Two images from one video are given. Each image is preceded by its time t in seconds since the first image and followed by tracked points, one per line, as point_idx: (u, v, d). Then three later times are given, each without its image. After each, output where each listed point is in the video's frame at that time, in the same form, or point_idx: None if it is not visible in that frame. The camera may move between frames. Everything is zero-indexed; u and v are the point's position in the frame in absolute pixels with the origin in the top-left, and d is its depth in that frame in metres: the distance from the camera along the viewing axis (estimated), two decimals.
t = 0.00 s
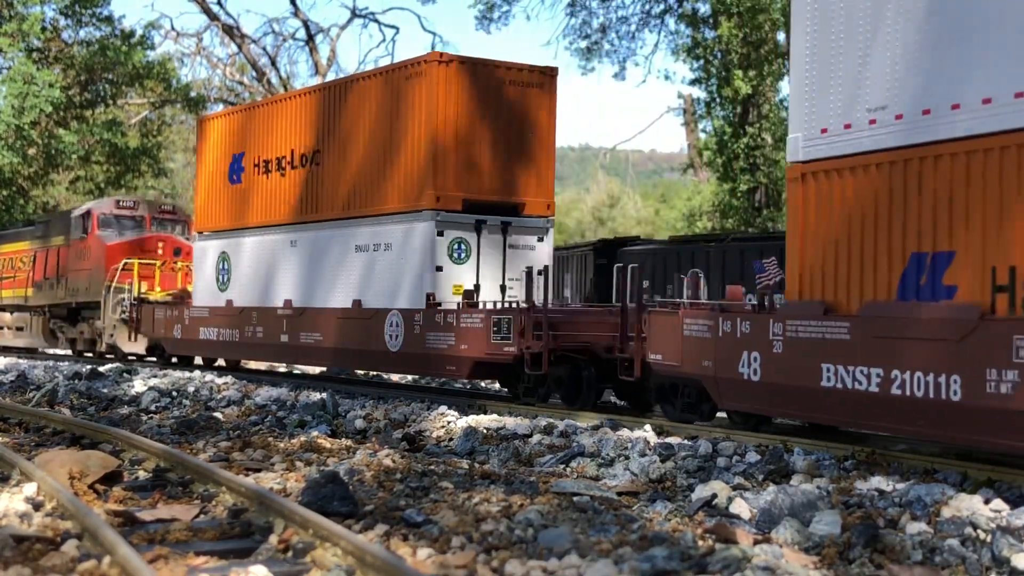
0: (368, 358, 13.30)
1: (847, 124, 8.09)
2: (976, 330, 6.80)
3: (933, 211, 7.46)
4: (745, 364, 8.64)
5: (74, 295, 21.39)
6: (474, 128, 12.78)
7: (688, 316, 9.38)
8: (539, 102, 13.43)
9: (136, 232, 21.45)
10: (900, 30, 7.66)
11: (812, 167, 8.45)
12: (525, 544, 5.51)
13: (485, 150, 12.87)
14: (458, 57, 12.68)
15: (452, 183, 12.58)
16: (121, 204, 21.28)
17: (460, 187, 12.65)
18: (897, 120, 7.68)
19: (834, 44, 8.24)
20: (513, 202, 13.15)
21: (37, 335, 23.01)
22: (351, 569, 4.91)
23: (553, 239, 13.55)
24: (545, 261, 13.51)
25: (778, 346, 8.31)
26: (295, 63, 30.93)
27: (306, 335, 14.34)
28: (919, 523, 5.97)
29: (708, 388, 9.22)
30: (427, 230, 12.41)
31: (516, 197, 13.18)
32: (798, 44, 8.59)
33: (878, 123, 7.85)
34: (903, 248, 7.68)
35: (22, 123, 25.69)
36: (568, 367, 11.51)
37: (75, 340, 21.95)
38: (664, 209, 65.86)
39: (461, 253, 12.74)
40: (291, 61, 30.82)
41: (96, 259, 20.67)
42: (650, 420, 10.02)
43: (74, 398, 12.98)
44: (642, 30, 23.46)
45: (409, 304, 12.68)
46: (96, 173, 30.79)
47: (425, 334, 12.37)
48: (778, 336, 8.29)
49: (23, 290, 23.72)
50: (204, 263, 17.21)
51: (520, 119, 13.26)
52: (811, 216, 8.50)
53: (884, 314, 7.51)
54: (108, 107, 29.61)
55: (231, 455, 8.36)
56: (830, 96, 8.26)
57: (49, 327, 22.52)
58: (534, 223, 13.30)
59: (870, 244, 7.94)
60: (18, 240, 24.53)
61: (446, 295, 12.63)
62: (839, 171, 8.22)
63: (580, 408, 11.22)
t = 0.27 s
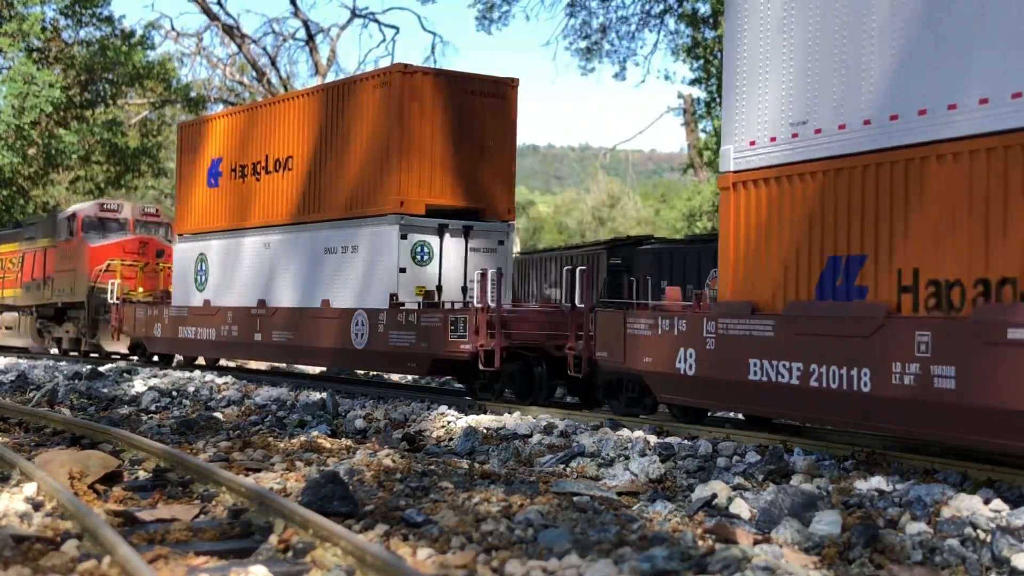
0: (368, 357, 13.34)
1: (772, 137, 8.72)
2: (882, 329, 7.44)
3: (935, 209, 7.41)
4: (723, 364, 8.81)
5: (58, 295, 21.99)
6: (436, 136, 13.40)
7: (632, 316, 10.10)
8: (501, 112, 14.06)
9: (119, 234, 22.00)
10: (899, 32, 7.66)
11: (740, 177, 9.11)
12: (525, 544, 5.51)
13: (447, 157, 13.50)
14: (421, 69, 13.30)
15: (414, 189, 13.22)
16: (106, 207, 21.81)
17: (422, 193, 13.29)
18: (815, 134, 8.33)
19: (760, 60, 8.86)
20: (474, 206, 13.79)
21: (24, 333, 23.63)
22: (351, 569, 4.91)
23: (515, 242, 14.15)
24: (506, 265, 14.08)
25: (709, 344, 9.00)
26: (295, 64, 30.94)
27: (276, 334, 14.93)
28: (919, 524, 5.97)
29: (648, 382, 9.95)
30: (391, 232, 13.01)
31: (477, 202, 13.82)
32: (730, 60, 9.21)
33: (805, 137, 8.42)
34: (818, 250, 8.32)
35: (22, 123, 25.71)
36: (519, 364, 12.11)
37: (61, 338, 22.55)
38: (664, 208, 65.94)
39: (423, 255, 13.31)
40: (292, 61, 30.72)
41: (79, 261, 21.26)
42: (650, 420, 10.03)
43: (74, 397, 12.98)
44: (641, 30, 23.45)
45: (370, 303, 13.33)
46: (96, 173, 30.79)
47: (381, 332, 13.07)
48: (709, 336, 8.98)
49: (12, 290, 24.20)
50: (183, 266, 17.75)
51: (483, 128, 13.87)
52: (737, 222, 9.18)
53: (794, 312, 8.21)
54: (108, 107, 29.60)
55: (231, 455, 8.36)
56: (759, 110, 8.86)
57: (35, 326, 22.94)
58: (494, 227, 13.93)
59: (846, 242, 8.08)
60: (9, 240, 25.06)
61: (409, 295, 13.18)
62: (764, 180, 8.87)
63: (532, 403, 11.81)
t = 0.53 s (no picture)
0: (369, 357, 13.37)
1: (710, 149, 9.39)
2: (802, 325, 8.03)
3: (940, 206, 7.36)
4: (721, 355, 8.72)
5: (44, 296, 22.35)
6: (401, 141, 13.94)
7: (580, 316, 10.76)
8: (468, 119, 14.60)
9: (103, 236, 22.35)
10: (903, 28, 7.63)
11: (696, 183, 9.63)
12: (525, 544, 5.51)
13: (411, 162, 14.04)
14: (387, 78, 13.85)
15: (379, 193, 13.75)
16: (91, 210, 22.17)
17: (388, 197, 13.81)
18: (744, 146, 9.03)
19: (698, 80, 9.56)
20: (439, 210, 14.32)
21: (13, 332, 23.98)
22: (351, 569, 4.91)
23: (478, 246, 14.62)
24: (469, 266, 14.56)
25: (650, 342, 9.64)
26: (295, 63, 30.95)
27: (251, 333, 15.55)
28: (919, 523, 5.97)
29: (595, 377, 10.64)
30: (358, 236, 13.57)
31: (442, 205, 14.35)
32: (676, 78, 9.80)
33: (768, 142, 8.79)
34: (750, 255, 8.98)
35: (23, 123, 25.71)
36: (476, 361, 12.88)
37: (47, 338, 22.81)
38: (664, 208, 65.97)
39: (389, 257, 13.82)
40: (292, 61, 30.74)
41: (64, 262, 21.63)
42: (649, 420, 10.05)
43: (74, 398, 12.98)
44: (641, 30, 23.42)
45: (337, 303, 13.95)
46: (96, 173, 30.80)
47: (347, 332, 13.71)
48: (650, 336, 9.62)
49: (4, 291, 24.63)
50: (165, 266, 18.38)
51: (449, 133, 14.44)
52: (681, 229, 9.86)
53: (725, 311, 8.87)
54: (108, 107, 29.60)
55: (232, 455, 8.37)
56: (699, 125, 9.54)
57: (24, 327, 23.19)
58: (458, 230, 14.45)
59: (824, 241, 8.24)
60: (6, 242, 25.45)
61: (375, 296, 13.70)
62: (704, 189, 9.55)
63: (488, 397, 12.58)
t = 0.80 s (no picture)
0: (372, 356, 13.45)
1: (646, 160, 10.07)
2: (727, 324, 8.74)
3: (961, 202, 7.18)
4: (659, 351, 9.44)
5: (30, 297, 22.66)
6: (368, 148, 14.63)
7: (530, 316, 11.26)
8: (429, 128, 15.40)
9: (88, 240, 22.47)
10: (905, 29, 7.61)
11: (640, 190, 10.20)
12: (524, 544, 5.51)
13: (377, 167, 14.75)
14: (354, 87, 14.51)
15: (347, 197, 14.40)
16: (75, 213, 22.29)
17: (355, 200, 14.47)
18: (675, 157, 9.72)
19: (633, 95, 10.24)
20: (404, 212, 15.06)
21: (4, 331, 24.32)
22: (350, 569, 4.91)
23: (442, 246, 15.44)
24: (434, 268, 15.39)
25: (594, 339, 10.33)
26: (295, 63, 30.97)
27: (226, 332, 16.21)
28: (919, 523, 5.97)
29: (546, 374, 11.19)
30: (324, 238, 14.19)
31: (406, 208, 15.09)
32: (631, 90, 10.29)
33: (744, 145, 8.97)
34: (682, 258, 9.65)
35: (22, 123, 25.74)
36: (435, 358, 13.40)
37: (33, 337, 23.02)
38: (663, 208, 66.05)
39: (356, 259, 14.54)
40: (291, 61, 30.74)
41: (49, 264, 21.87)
42: (649, 419, 10.06)
43: (74, 398, 12.98)
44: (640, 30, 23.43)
45: (306, 303, 14.60)
46: (96, 173, 30.82)
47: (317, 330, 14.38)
48: (592, 334, 10.32)
49: None
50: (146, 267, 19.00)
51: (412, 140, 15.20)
52: (617, 235, 10.53)
53: (657, 311, 9.56)
54: (108, 107, 29.59)
55: (232, 455, 8.37)
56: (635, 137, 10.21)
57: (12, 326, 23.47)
58: (421, 232, 15.24)
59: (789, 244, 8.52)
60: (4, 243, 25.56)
61: (343, 296, 14.39)
62: (640, 197, 10.21)
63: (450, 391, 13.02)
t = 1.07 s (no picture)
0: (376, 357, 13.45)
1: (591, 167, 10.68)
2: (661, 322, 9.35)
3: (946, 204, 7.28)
4: (600, 347, 10.00)
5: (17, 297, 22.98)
6: (337, 153, 15.31)
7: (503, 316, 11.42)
8: (396, 133, 16.09)
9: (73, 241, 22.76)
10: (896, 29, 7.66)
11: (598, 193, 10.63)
12: (524, 544, 5.51)
13: (345, 172, 15.42)
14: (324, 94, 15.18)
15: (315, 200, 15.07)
16: (61, 216, 22.65)
17: (323, 203, 15.14)
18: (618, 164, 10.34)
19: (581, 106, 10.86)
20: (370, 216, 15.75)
21: None
22: (350, 569, 4.91)
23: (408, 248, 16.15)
24: (401, 268, 16.02)
25: (542, 335, 10.84)
26: (295, 63, 30.99)
27: (203, 330, 16.75)
28: (919, 523, 5.97)
29: (498, 369, 11.69)
30: (294, 240, 14.82)
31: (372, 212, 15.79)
32: (593, 94, 10.69)
33: (714, 149, 9.20)
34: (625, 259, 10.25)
35: (22, 123, 25.76)
36: (398, 354, 14.06)
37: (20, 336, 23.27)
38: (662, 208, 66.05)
39: (325, 260, 15.20)
40: (291, 60, 30.72)
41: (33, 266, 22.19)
42: (648, 419, 10.06)
43: (74, 397, 12.98)
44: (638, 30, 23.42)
45: (276, 302, 15.17)
46: (96, 173, 30.84)
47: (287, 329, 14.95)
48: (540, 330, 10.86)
49: None
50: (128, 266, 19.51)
51: (379, 145, 15.90)
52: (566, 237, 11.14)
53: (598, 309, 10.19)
54: (108, 107, 29.59)
55: (232, 455, 8.36)
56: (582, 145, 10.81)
57: None
58: (388, 234, 15.94)
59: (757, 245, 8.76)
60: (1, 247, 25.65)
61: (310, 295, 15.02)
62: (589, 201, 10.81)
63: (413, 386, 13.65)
